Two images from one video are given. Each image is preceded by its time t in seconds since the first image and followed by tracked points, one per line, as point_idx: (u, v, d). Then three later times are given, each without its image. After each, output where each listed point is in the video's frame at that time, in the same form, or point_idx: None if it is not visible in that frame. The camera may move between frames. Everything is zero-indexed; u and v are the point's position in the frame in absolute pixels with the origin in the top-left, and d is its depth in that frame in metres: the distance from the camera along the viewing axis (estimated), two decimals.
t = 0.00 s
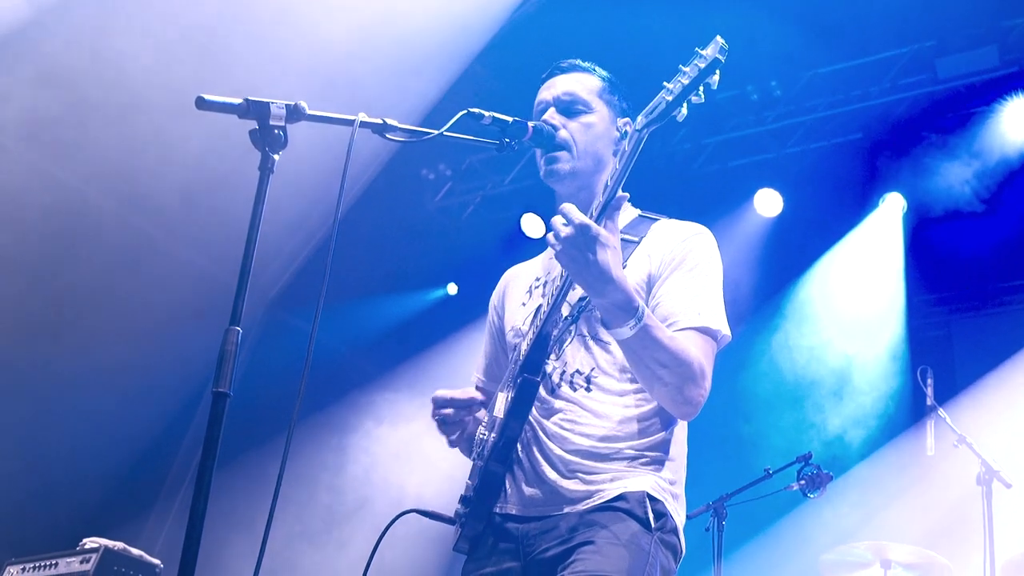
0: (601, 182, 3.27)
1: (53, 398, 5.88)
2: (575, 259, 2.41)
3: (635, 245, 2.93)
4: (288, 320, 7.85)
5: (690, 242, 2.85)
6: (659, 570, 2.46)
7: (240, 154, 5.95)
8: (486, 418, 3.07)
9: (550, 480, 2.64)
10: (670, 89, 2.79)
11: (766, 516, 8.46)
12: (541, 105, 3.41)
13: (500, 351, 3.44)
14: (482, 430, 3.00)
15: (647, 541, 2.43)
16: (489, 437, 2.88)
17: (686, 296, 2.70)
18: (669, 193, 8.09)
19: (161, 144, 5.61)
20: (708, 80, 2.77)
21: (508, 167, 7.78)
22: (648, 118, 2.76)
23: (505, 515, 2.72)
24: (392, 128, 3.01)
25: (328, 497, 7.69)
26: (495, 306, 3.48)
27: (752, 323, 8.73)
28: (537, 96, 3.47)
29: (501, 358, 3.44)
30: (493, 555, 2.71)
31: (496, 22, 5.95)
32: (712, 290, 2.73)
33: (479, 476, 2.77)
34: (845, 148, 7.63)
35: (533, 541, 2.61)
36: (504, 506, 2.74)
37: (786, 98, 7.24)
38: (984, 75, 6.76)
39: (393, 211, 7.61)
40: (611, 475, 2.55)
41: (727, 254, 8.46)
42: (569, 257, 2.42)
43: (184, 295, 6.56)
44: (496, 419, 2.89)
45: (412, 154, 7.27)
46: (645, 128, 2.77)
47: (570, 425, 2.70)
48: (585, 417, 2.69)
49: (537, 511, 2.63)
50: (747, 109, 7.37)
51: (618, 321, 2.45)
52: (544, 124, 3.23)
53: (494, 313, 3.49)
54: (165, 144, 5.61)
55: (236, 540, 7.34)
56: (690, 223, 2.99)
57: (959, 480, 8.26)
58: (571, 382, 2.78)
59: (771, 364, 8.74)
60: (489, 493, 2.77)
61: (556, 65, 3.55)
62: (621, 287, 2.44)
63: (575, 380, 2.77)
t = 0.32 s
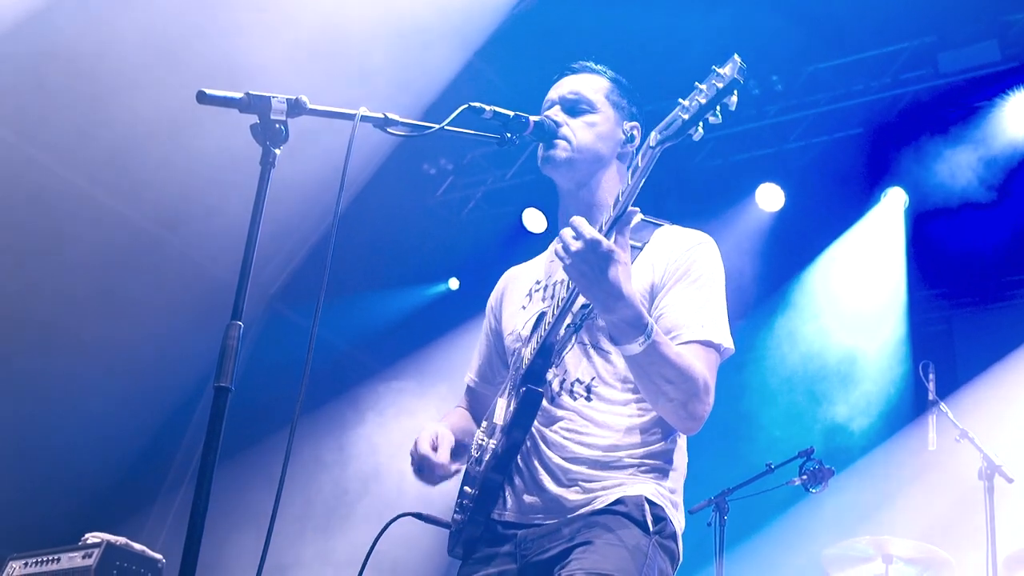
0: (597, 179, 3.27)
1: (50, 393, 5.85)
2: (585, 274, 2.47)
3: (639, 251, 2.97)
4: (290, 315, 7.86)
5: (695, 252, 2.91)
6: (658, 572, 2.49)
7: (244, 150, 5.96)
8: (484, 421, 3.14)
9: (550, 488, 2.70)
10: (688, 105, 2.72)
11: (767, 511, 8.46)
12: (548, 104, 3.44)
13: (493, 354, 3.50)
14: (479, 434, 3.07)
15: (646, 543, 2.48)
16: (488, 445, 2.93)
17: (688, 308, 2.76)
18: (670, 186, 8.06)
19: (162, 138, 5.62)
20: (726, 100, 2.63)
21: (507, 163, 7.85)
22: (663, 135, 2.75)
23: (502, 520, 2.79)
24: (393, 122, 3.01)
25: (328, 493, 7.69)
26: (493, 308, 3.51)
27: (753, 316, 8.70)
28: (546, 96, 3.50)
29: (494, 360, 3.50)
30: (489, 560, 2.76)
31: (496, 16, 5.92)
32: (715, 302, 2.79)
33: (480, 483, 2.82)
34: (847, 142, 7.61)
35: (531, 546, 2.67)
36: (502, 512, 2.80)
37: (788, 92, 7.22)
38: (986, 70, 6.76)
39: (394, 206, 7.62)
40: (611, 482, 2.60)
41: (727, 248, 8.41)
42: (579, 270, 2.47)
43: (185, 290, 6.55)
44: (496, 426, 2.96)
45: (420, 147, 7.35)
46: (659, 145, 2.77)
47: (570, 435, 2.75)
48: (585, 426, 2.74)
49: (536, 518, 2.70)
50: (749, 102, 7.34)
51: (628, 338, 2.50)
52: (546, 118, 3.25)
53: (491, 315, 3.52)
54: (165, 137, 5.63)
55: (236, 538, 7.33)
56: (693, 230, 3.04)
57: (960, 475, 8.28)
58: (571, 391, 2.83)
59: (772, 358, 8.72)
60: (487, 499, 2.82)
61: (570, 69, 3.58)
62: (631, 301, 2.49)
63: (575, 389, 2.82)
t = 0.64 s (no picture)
0: (598, 176, 3.27)
1: (49, 393, 5.86)
2: (594, 274, 2.47)
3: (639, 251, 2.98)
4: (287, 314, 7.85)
5: (696, 254, 2.91)
6: (652, 572, 2.50)
7: (242, 151, 5.96)
8: (478, 415, 3.18)
9: (546, 486, 2.70)
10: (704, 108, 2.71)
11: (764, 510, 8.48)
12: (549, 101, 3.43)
13: (485, 349, 3.49)
14: (475, 430, 3.09)
15: (641, 543, 2.48)
16: (486, 444, 2.93)
17: (689, 310, 2.77)
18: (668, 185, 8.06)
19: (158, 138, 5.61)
20: (742, 104, 2.60)
21: (506, 160, 7.82)
22: (674, 136, 2.74)
23: (496, 518, 2.79)
24: (390, 122, 3.01)
25: (325, 493, 7.69)
26: (485, 302, 3.50)
27: (750, 316, 8.73)
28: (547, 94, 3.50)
29: (487, 353, 3.49)
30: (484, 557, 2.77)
31: (494, 16, 5.92)
32: (714, 305, 2.81)
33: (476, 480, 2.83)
34: (843, 141, 7.61)
35: (527, 544, 2.66)
36: (496, 509, 2.80)
37: (785, 91, 7.25)
38: (983, 69, 6.73)
39: (390, 206, 7.61)
40: (607, 480, 2.60)
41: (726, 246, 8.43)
42: (588, 270, 2.47)
43: (182, 290, 6.54)
44: (492, 423, 2.98)
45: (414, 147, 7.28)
46: (671, 147, 2.75)
47: (566, 433, 2.75)
48: (581, 424, 2.74)
49: (530, 515, 2.69)
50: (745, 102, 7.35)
51: (633, 339, 2.51)
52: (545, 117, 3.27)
53: (484, 308, 3.51)
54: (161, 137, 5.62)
55: (233, 538, 7.32)
56: (693, 232, 3.03)
57: (957, 474, 8.29)
58: (567, 389, 2.83)
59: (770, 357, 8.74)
60: (481, 497, 2.83)
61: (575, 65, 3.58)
62: (638, 303, 2.49)
63: (572, 387, 2.83)
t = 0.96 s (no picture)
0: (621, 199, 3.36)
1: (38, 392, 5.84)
2: (585, 268, 2.48)
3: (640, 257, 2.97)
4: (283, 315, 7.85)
5: (698, 261, 2.92)
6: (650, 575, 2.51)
7: (237, 150, 5.95)
8: (476, 416, 3.18)
9: (544, 487, 2.70)
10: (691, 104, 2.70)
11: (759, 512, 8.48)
12: (577, 113, 3.38)
13: (485, 352, 3.50)
14: (471, 430, 3.09)
15: (640, 545, 2.49)
16: (479, 444, 2.92)
17: (689, 314, 2.78)
18: (666, 187, 8.07)
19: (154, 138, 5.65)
20: (730, 99, 2.60)
21: (502, 163, 7.83)
22: (665, 133, 2.74)
23: (492, 518, 2.80)
24: (387, 124, 3.03)
25: (321, 495, 7.67)
26: (485, 303, 3.50)
27: (746, 319, 8.73)
28: (570, 98, 3.43)
29: (486, 354, 3.50)
30: (480, 558, 2.78)
31: (489, 18, 5.94)
32: (713, 311, 2.82)
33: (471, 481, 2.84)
34: (840, 142, 7.61)
35: (526, 545, 2.67)
36: (493, 509, 2.81)
37: (780, 92, 7.26)
38: (977, 70, 6.78)
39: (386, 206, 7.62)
40: (606, 482, 2.61)
41: (724, 247, 8.38)
42: (579, 264, 2.48)
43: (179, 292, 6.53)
44: (487, 424, 2.97)
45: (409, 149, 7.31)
46: (661, 143, 2.75)
47: (564, 435, 2.76)
48: (581, 427, 2.74)
49: (529, 516, 2.69)
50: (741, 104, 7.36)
51: (625, 334, 2.53)
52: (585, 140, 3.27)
53: (483, 309, 3.51)
54: (160, 138, 5.66)
55: (229, 540, 7.29)
56: (696, 240, 3.05)
57: (954, 475, 8.30)
58: (567, 393, 2.83)
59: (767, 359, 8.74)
60: (477, 496, 2.84)
61: (587, 62, 3.49)
62: (630, 297, 2.51)
63: (571, 391, 2.83)
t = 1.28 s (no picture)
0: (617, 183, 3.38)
1: (31, 390, 5.81)
2: (586, 254, 2.48)
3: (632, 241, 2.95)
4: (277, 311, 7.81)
5: (690, 242, 2.90)
6: (657, 564, 2.53)
7: (230, 145, 5.93)
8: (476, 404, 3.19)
9: (551, 475, 2.68)
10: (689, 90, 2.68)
11: (756, 510, 8.46)
12: (576, 95, 3.35)
13: (478, 339, 3.48)
14: (472, 417, 3.11)
15: (647, 538, 2.50)
16: (486, 434, 2.92)
17: (688, 293, 2.77)
18: (661, 186, 8.06)
19: (148, 132, 5.63)
20: (728, 83, 2.58)
21: (497, 158, 7.92)
22: (663, 117, 2.72)
23: (499, 507, 2.79)
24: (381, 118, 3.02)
25: (316, 491, 7.64)
26: (476, 290, 3.48)
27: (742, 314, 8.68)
28: (567, 80, 3.41)
29: (480, 341, 3.48)
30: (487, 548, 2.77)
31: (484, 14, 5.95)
32: (711, 289, 2.81)
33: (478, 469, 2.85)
34: (835, 138, 7.62)
35: (532, 536, 2.66)
36: (500, 499, 2.80)
37: (774, 89, 7.26)
38: (975, 65, 6.72)
39: (381, 201, 7.61)
40: (613, 470, 2.60)
41: (720, 240, 8.39)
42: (580, 252, 2.48)
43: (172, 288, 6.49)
44: (491, 412, 2.98)
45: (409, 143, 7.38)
46: (659, 129, 2.74)
47: (567, 422, 2.74)
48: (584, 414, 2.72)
49: (536, 505, 2.68)
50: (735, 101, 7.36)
51: (628, 317, 2.53)
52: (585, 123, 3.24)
53: (474, 297, 3.49)
54: (154, 132, 5.64)
55: (223, 538, 7.26)
56: (687, 221, 3.03)
57: (947, 472, 8.33)
58: (568, 379, 2.81)
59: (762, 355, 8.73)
60: (483, 484, 2.85)
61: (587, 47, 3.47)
62: (631, 281, 2.51)
63: (573, 377, 2.80)
